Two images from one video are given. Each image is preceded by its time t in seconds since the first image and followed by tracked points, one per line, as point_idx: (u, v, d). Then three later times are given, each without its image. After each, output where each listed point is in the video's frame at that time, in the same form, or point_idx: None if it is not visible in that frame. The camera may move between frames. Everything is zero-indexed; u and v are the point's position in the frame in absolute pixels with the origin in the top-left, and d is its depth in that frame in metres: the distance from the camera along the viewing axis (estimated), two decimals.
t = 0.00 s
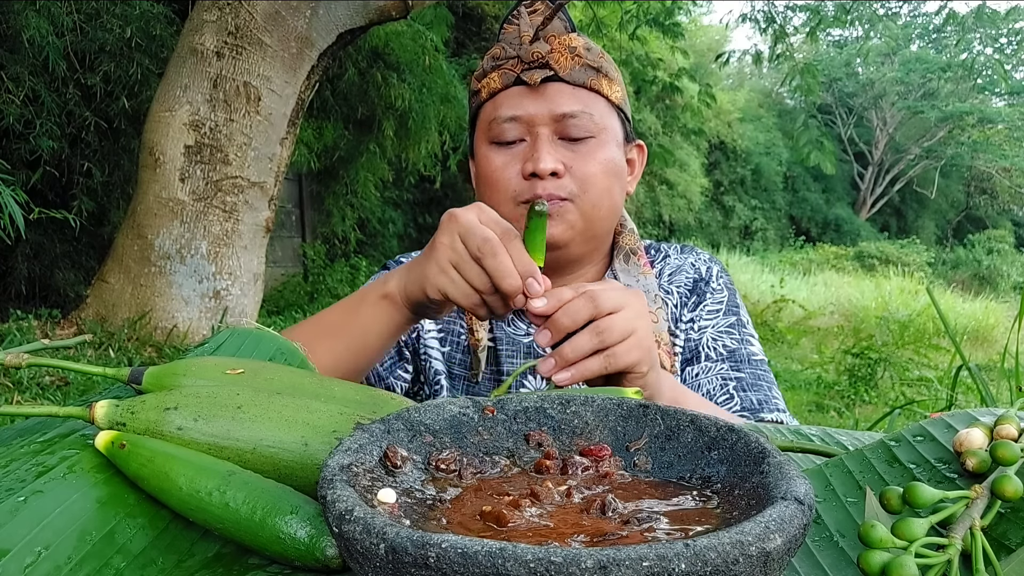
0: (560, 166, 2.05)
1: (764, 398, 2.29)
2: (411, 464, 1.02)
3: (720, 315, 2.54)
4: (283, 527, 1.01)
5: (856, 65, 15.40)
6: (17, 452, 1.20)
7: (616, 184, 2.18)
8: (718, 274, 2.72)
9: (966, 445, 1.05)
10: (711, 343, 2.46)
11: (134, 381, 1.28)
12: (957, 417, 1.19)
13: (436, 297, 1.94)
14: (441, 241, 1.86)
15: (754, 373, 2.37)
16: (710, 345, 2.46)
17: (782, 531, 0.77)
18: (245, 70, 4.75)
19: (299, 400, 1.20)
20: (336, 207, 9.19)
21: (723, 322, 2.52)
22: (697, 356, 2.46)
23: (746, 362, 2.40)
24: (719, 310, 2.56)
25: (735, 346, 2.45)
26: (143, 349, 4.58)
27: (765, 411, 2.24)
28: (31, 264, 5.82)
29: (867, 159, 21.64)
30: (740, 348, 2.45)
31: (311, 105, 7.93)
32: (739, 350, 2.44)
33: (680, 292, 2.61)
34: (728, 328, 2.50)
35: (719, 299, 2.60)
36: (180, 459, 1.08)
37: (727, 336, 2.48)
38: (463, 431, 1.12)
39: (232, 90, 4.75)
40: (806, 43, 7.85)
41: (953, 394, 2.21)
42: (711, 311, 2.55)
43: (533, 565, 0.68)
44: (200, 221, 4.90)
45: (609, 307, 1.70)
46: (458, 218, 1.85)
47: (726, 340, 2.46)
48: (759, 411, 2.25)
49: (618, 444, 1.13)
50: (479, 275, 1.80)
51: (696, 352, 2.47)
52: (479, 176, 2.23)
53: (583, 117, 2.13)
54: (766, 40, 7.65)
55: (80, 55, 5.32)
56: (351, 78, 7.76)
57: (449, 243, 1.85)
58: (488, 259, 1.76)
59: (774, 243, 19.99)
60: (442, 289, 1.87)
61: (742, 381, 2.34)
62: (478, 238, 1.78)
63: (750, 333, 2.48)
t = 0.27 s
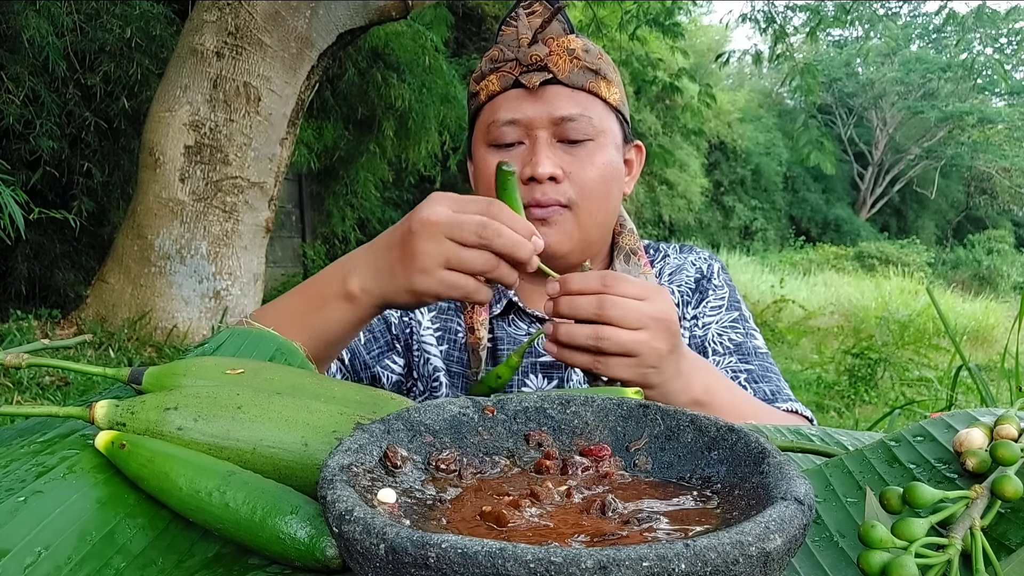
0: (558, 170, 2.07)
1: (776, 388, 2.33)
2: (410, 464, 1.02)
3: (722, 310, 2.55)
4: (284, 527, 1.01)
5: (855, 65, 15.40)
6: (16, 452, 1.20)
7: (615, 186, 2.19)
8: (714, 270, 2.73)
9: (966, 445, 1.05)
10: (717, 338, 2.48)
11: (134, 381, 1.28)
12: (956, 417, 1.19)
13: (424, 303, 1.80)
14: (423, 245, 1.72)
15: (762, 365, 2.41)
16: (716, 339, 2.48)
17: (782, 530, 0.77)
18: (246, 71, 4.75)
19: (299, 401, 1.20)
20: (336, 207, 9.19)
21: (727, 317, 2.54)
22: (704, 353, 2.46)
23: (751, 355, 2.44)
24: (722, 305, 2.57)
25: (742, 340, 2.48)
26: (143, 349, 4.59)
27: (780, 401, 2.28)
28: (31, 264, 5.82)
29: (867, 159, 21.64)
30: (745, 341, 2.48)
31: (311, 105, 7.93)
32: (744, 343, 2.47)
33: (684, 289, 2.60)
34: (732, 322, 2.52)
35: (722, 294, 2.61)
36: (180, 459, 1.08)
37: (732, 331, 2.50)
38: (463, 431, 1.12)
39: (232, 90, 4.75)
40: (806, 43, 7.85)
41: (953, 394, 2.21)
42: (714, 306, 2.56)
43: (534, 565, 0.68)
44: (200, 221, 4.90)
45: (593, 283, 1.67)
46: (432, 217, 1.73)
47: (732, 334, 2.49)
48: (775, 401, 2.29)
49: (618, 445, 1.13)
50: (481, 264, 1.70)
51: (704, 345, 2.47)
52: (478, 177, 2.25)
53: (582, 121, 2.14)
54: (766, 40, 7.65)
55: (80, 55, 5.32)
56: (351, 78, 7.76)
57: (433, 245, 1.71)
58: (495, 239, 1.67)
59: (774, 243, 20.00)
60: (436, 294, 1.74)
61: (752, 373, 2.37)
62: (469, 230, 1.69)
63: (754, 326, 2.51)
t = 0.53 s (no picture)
0: (552, 170, 2.07)
1: (780, 381, 2.34)
2: (410, 464, 1.02)
3: (721, 306, 2.55)
4: (283, 527, 1.01)
5: (855, 65, 15.40)
6: (17, 452, 1.20)
7: (610, 185, 2.20)
8: (709, 267, 2.74)
9: (966, 445, 1.05)
10: (717, 335, 2.47)
11: (134, 382, 1.28)
12: (956, 417, 1.19)
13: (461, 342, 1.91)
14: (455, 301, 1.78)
15: (765, 359, 2.41)
16: (716, 335, 2.48)
17: (782, 530, 0.77)
18: (245, 71, 4.75)
19: (299, 400, 1.20)
20: (336, 207, 9.19)
21: (726, 314, 2.53)
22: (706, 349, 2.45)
23: (752, 350, 2.43)
24: (720, 302, 2.57)
25: (742, 336, 2.47)
26: (143, 349, 4.59)
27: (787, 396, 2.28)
28: (31, 264, 5.82)
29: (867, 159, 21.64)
30: (747, 336, 2.47)
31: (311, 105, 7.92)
32: (745, 339, 2.46)
33: (683, 287, 2.60)
34: (732, 318, 2.52)
35: (720, 291, 2.61)
36: (180, 459, 1.08)
37: (733, 326, 2.49)
38: (463, 431, 1.12)
39: (232, 89, 4.75)
40: (806, 43, 7.85)
41: (953, 394, 2.21)
42: (713, 304, 2.56)
43: (534, 565, 0.68)
44: (200, 221, 4.90)
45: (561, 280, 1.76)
46: (453, 276, 1.77)
47: (732, 330, 2.48)
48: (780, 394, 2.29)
49: (618, 445, 1.13)
50: (512, 290, 1.76)
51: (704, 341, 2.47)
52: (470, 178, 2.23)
53: (575, 120, 2.14)
54: (766, 40, 7.66)
55: (80, 55, 5.32)
56: (351, 78, 7.76)
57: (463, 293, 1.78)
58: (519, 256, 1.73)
59: (774, 243, 19.99)
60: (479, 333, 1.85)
61: (757, 367, 2.38)
62: (498, 266, 1.75)
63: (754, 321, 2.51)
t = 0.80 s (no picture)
0: (541, 183, 2.07)
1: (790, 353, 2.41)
2: (410, 465, 1.02)
3: (719, 293, 2.62)
4: (283, 527, 1.01)
5: (855, 65, 15.39)
6: (17, 452, 1.20)
7: (599, 192, 2.20)
8: (697, 256, 2.79)
9: (966, 445, 1.05)
10: (720, 322, 2.55)
11: (134, 381, 1.28)
12: (956, 416, 1.19)
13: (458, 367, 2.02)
14: (457, 325, 1.89)
15: (771, 336, 2.49)
16: (719, 323, 2.55)
17: (782, 530, 0.77)
18: (245, 71, 4.75)
19: (299, 401, 1.20)
20: (336, 207, 9.19)
21: (725, 300, 2.60)
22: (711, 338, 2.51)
23: (757, 330, 2.50)
24: (718, 289, 2.63)
25: (744, 319, 2.54)
26: (143, 349, 4.59)
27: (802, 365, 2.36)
28: (31, 264, 5.82)
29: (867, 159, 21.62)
30: (749, 317, 2.55)
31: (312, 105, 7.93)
32: (749, 320, 2.54)
33: (677, 281, 2.65)
34: (731, 303, 2.59)
35: (714, 279, 2.66)
36: (180, 459, 1.08)
37: (735, 310, 2.57)
38: (463, 431, 1.12)
39: (232, 90, 4.74)
40: (806, 43, 7.85)
41: (953, 394, 2.21)
42: (711, 292, 2.62)
43: (533, 565, 0.68)
44: (200, 221, 4.90)
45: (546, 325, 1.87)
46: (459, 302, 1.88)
47: (734, 314, 2.55)
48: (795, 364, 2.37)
49: (618, 445, 1.13)
50: (515, 330, 1.87)
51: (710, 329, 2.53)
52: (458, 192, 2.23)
53: (561, 129, 2.13)
54: (766, 40, 7.66)
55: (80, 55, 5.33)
56: (351, 78, 7.76)
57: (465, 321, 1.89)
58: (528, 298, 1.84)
59: (774, 243, 19.99)
60: (476, 362, 1.96)
61: (765, 345, 2.45)
62: (506, 305, 1.86)
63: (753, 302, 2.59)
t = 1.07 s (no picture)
0: (526, 211, 2.09)
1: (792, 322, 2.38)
2: (410, 466, 1.02)
3: (711, 280, 2.61)
4: (284, 527, 1.01)
5: (855, 65, 15.39)
6: (17, 452, 1.20)
7: (584, 208, 2.22)
8: (684, 247, 2.77)
9: (966, 445, 1.05)
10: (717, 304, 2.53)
11: (134, 382, 1.28)
12: (956, 417, 1.19)
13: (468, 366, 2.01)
14: (471, 327, 1.88)
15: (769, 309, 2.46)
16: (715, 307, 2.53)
17: (782, 531, 0.77)
18: (245, 70, 4.75)
19: (299, 401, 1.20)
20: (336, 207, 9.19)
21: (718, 284, 2.59)
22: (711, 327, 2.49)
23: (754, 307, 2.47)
24: (709, 276, 2.62)
25: (740, 298, 2.52)
26: (143, 349, 4.59)
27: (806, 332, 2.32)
28: (31, 264, 5.82)
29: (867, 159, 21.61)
30: (745, 297, 2.52)
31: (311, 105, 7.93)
32: (744, 299, 2.51)
33: (668, 274, 2.64)
34: (726, 286, 2.58)
35: (705, 266, 2.66)
36: (180, 459, 1.08)
37: (730, 292, 2.55)
38: (463, 431, 1.12)
39: (232, 90, 4.75)
40: (806, 43, 7.85)
41: (953, 393, 2.21)
42: (702, 280, 2.60)
43: (533, 565, 0.68)
44: (200, 221, 4.90)
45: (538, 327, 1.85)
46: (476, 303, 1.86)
47: (730, 296, 2.54)
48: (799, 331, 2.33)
49: (618, 445, 1.13)
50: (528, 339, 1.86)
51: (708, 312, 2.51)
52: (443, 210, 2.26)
53: (546, 151, 2.12)
54: (766, 40, 7.65)
55: (80, 55, 5.33)
56: (351, 78, 7.77)
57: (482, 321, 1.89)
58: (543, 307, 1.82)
59: (774, 243, 19.99)
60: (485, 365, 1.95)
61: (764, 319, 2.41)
62: (522, 315, 1.83)
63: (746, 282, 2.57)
